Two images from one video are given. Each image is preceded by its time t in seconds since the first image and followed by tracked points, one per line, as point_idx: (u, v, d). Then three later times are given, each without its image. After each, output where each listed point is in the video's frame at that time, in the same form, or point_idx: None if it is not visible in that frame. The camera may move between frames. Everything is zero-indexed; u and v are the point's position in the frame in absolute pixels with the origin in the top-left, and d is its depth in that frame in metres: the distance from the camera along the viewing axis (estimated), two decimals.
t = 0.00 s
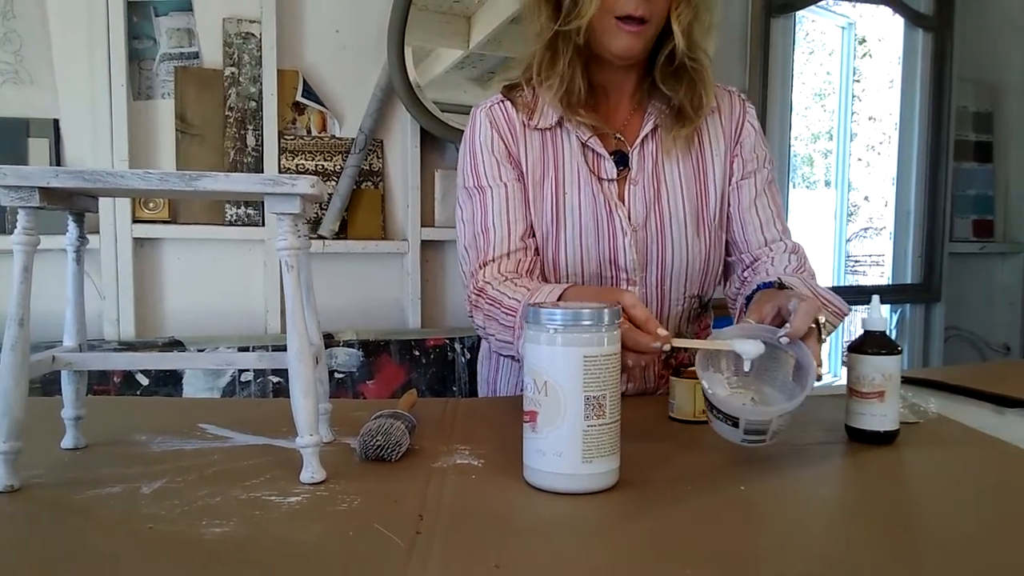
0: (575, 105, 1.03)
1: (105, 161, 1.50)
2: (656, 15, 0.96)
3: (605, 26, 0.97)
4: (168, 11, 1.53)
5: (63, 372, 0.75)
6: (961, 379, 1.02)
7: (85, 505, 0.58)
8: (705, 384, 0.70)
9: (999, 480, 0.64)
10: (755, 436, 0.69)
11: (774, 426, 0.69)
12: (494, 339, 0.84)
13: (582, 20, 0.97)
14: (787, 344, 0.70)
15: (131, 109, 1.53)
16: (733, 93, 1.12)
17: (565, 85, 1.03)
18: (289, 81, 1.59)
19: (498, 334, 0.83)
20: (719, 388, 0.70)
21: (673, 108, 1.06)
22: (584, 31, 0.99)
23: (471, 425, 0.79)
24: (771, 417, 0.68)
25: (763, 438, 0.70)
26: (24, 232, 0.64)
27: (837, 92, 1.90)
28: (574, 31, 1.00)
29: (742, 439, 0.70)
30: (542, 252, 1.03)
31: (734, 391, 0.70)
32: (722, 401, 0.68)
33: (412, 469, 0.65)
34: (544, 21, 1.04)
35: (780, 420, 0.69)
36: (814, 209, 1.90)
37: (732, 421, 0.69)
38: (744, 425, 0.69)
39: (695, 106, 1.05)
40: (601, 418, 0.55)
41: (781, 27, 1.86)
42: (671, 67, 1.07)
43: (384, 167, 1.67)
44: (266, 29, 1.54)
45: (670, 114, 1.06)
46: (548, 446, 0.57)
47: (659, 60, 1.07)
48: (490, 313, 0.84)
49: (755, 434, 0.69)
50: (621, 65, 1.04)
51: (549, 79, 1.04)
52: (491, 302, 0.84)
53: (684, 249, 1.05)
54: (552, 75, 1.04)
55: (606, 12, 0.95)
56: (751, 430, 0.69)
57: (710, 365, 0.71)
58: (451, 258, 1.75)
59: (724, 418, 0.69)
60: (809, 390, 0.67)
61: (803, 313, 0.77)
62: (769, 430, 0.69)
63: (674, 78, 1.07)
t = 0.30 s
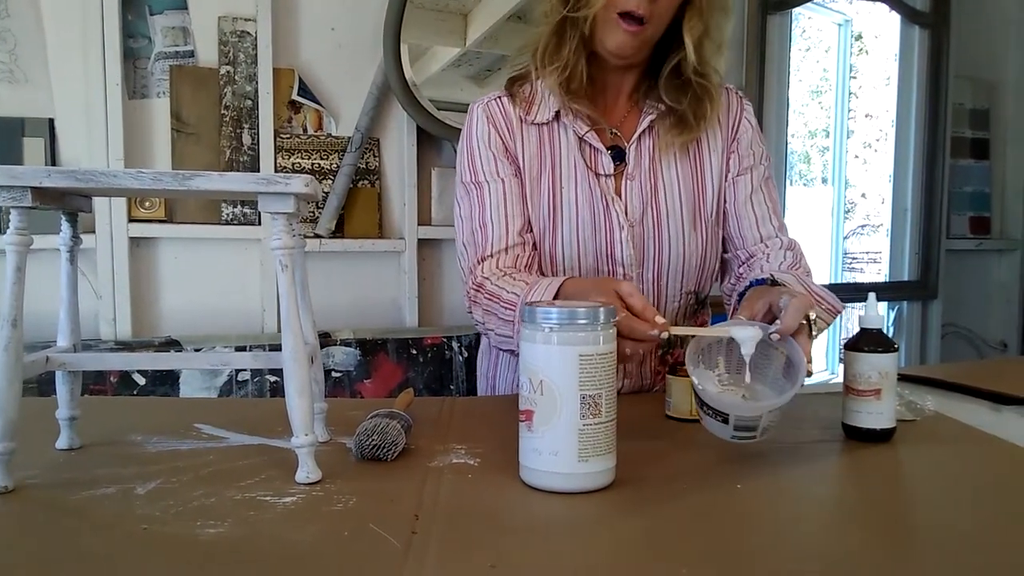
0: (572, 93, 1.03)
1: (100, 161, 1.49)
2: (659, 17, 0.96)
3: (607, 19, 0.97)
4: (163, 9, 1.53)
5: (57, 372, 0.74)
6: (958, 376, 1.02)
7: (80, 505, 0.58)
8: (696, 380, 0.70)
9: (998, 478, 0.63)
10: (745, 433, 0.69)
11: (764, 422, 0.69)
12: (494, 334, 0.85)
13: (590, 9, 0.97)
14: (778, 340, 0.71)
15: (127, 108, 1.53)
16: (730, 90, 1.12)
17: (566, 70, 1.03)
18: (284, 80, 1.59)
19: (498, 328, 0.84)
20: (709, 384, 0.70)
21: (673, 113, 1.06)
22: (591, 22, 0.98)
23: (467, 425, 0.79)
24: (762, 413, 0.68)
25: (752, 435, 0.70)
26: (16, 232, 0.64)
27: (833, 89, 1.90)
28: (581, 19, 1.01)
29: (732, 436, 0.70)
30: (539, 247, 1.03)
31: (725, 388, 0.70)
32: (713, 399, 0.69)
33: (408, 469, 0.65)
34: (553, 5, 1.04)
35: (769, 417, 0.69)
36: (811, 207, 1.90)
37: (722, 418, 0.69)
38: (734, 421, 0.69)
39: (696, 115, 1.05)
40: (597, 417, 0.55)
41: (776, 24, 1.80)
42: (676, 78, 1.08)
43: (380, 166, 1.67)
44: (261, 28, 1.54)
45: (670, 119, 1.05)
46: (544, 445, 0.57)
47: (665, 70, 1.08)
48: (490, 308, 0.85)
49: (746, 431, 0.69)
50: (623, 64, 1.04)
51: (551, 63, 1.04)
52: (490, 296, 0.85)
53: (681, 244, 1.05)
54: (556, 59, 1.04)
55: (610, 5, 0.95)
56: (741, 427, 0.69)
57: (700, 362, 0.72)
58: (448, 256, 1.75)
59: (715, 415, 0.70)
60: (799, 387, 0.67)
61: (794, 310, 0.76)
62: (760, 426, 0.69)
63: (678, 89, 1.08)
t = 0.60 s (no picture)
0: (577, 90, 1.04)
1: (101, 159, 1.49)
2: (668, 20, 0.96)
3: (617, 16, 0.97)
4: (163, 7, 1.52)
5: (58, 371, 0.74)
6: (960, 376, 1.02)
7: (80, 504, 0.58)
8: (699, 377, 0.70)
9: (1000, 478, 0.63)
10: (747, 426, 0.72)
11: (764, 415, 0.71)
12: (494, 328, 0.85)
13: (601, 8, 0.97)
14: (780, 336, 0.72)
15: (127, 107, 1.52)
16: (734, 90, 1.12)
17: (573, 68, 1.03)
18: (285, 78, 1.59)
19: (500, 322, 0.84)
20: (712, 380, 0.70)
21: (677, 113, 1.06)
22: (602, 20, 0.98)
23: (469, 424, 0.79)
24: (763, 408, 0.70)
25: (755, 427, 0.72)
26: (17, 230, 0.64)
27: (834, 88, 1.90)
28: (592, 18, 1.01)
29: (736, 428, 0.72)
30: (541, 245, 1.03)
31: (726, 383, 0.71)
32: (718, 398, 0.69)
33: (410, 468, 0.65)
34: None
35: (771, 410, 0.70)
36: (812, 206, 1.90)
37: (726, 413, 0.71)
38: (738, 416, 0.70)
39: (701, 117, 1.05)
40: (598, 417, 0.55)
41: (778, 23, 1.80)
42: (683, 81, 1.08)
43: (381, 164, 1.67)
44: (261, 26, 1.53)
45: (674, 118, 1.05)
46: (545, 445, 0.57)
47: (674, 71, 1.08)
48: (491, 302, 0.85)
49: (746, 423, 0.71)
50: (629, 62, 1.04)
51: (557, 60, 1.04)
52: (491, 291, 0.85)
53: (683, 242, 1.05)
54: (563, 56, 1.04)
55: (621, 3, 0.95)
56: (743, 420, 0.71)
57: (703, 358, 0.72)
58: (448, 255, 1.75)
59: (717, 410, 0.71)
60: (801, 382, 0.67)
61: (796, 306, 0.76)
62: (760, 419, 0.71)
63: (684, 90, 1.08)
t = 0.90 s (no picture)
0: (582, 93, 1.04)
1: (102, 158, 1.49)
2: (672, 23, 0.96)
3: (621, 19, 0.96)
4: (165, 7, 1.52)
5: (60, 370, 0.74)
6: (961, 376, 1.01)
7: (82, 504, 0.57)
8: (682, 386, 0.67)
9: (1002, 479, 0.63)
10: (744, 421, 0.64)
11: (752, 399, 0.63)
12: (493, 315, 0.84)
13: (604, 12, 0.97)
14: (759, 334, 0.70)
15: (129, 106, 1.52)
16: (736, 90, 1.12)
17: (578, 73, 1.03)
18: (287, 77, 1.59)
19: (501, 308, 0.83)
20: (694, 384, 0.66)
21: (679, 112, 1.06)
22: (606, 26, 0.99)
23: (471, 424, 0.79)
24: (738, 389, 0.63)
25: (755, 420, 0.64)
26: (19, 229, 0.64)
27: (835, 89, 1.90)
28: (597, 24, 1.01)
29: (736, 428, 0.65)
30: (542, 244, 1.03)
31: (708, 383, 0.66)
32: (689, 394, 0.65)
33: (411, 467, 0.65)
34: (569, 4, 1.04)
35: (756, 392, 0.63)
36: (813, 206, 1.90)
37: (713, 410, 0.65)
38: (725, 408, 0.64)
39: (702, 115, 1.05)
40: (600, 417, 0.55)
41: (779, 24, 1.80)
42: (686, 81, 1.08)
43: (382, 164, 1.67)
44: (263, 25, 1.53)
45: (675, 119, 1.05)
46: (547, 445, 0.57)
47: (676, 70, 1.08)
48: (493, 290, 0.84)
49: (740, 415, 0.64)
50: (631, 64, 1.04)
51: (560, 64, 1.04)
52: (494, 279, 0.84)
53: (684, 242, 1.05)
54: (566, 59, 1.04)
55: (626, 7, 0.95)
56: (735, 412, 0.64)
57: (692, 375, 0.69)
58: (449, 255, 1.75)
59: (708, 409, 0.66)
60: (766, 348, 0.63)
61: (762, 303, 0.80)
62: (750, 405, 0.63)
63: (686, 90, 1.08)
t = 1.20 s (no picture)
0: (580, 98, 1.03)
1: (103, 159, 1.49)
2: (668, 29, 0.97)
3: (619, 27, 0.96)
4: (166, 8, 1.53)
5: (61, 370, 0.74)
6: (962, 377, 1.02)
7: (83, 504, 0.58)
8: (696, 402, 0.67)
9: (1001, 479, 0.63)
10: (764, 428, 0.65)
11: (768, 406, 0.64)
12: (495, 312, 0.83)
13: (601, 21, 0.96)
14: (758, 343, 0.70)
15: (130, 107, 1.53)
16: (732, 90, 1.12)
17: (575, 80, 1.03)
18: (288, 78, 1.59)
19: (507, 306, 0.81)
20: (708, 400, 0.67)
21: (674, 109, 1.06)
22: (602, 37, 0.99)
23: (472, 424, 0.79)
24: (754, 398, 0.63)
25: (774, 427, 0.65)
26: (21, 230, 0.64)
27: (836, 89, 1.90)
28: (593, 32, 1.01)
29: (757, 437, 0.65)
30: (542, 246, 1.03)
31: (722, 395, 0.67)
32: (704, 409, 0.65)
33: (412, 468, 0.65)
34: (564, 11, 1.04)
35: (770, 399, 0.64)
36: (814, 207, 1.90)
37: (732, 423, 0.65)
38: (743, 419, 0.64)
39: (698, 110, 1.05)
40: (601, 417, 0.55)
41: (780, 24, 1.82)
42: (679, 80, 1.08)
43: (383, 164, 1.67)
44: (264, 26, 1.54)
45: (671, 117, 1.05)
46: (548, 445, 0.57)
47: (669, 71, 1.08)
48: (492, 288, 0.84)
49: (760, 423, 0.64)
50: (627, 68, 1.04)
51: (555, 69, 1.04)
52: (499, 277, 0.84)
53: (684, 243, 1.05)
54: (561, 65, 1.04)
55: (624, 15, 0.95)
56: (753, 421, 0.65)
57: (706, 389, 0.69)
58: (450, 255, 1.75)
59: (727, 423, 0.66)
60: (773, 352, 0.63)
61: (768, 318, 0.80)
62: (767, 412, 0.64)
63: (680, 87, 1.08)
